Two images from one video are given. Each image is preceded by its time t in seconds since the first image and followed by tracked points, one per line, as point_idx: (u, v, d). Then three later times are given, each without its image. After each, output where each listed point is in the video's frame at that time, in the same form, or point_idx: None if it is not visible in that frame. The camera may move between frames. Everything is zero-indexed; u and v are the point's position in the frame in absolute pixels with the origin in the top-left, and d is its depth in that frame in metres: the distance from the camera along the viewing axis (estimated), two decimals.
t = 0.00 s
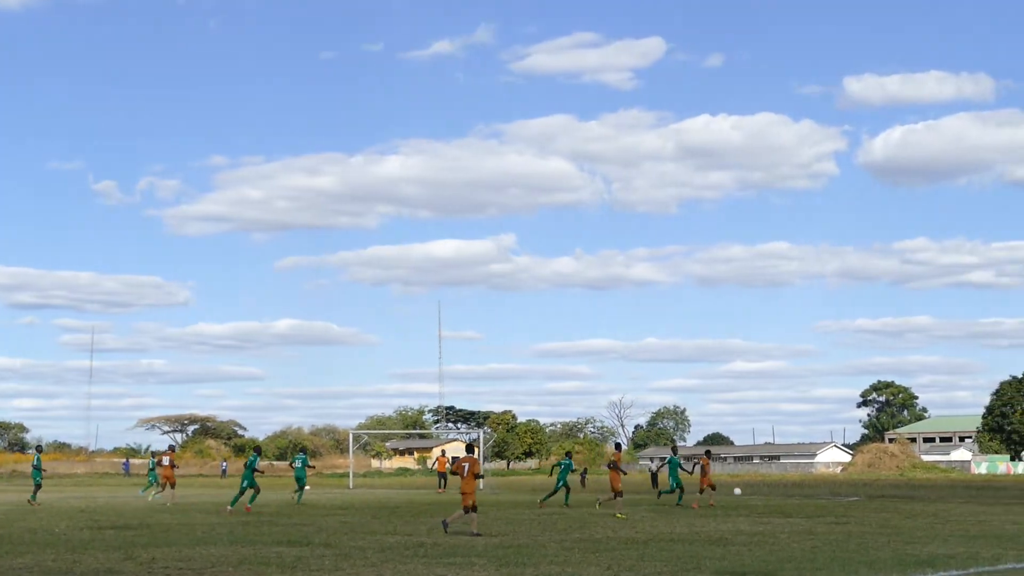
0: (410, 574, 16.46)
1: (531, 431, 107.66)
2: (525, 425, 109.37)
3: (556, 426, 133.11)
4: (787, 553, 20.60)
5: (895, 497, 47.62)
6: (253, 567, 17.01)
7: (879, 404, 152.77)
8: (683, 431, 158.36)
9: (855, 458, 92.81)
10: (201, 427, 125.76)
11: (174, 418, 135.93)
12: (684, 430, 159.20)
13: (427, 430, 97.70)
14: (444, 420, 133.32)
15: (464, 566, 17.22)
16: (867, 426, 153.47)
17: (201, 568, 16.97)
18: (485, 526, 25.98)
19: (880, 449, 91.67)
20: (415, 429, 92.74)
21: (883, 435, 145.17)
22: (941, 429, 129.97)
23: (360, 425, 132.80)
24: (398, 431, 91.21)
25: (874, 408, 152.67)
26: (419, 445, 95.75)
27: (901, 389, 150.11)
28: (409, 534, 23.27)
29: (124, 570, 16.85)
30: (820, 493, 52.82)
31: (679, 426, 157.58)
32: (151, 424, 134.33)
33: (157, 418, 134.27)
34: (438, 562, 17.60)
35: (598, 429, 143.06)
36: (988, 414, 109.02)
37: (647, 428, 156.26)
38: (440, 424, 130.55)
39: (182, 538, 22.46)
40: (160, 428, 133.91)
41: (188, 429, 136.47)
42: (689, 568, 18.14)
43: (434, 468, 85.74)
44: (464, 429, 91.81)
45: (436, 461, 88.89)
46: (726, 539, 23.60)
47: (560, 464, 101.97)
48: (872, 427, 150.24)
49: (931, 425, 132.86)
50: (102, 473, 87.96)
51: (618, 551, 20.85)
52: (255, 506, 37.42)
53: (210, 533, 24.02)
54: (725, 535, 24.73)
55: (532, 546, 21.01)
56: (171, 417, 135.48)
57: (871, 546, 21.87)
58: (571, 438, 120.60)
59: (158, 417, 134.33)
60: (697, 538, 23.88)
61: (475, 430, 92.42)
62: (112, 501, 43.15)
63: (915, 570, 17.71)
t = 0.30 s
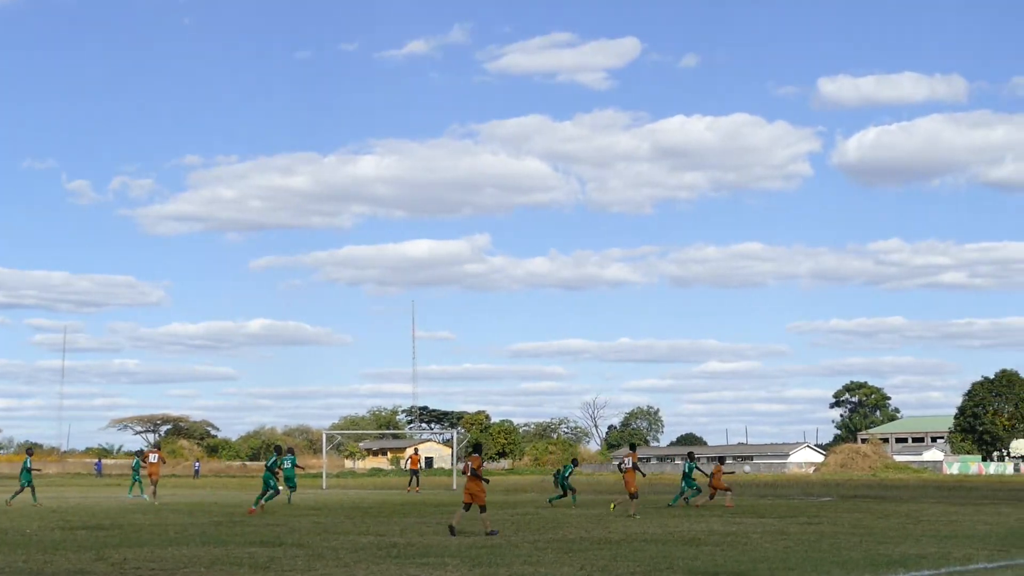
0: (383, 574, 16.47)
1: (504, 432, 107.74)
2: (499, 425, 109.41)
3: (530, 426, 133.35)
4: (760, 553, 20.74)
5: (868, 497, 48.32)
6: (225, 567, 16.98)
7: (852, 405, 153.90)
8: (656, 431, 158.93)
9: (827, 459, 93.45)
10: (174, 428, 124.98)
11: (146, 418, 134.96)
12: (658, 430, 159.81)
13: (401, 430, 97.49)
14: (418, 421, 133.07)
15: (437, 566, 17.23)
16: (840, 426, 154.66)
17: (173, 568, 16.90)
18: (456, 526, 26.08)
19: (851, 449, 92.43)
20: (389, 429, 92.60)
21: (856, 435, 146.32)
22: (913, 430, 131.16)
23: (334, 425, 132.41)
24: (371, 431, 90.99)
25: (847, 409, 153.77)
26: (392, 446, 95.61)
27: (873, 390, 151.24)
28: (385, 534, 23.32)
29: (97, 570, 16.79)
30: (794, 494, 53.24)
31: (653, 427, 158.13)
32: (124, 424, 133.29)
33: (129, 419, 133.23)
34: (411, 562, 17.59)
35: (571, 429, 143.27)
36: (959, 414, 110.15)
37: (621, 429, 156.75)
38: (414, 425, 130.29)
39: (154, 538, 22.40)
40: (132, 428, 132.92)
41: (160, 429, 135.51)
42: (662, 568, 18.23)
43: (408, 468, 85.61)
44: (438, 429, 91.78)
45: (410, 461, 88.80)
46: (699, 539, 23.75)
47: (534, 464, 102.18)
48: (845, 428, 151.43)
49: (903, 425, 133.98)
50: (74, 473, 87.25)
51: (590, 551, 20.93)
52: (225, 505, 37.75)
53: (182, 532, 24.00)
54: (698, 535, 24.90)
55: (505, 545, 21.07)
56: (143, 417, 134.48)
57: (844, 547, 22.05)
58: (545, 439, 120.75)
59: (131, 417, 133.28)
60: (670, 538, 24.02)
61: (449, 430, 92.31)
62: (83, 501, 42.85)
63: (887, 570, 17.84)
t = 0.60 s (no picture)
0: (342, 574, 16.42)
1: (463, 431, 107.74)
2: (457, 425, 109.35)
3: (488, 426, 133.50)
4: (717, 553, 20.92)
5: (825, 497, 48.93)
6: (182, 567, 16.88)
7: (809, 405, 155.49)
8: (614, 431, 159.62)
9: (784, 459, 94.29)
10: (130, 427, 123.60)
11: (102, 418, 133.31)
12: (616, 430, 160.48)
13: (359, 429, 97.11)
14: (376, 420, 132.68)
15: (395, 566, 17.23)
16: (797, 426, 156.17)
17: (130, 569, 16.73)
18: (415, 526, 26.10)
19: (808, 449, 93.47)
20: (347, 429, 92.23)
21: (813, 435, 147.85)
22: (869, 430, 132.77)
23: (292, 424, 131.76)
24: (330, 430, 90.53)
25: (804, 409, 155.34)
26: (350, 446, 95.17)
27: (830, 390, 152.89)
28: (344, 534, 23.28)
29: (53, 571, 16.63)
30: (750, 493, 53.73)
31: (611, 427, 158.81)
32: (79, 424, 131.57)
33: (84, 418, 131.53)
34: (370, 563, 17.57)
35: (530, 430, 143.52)
36: (915, 415, 111.63)
37: (579, 429, 157.24)
38: (372, 425, 129.80)
39: (110, 539, 22.19)
40: (86, 428, 131.23)
41: (116, 429, 133.94)
42: (620, 568, 18.33)
43: (366, 469, 85.30)
44: (396, 429, 91.59)
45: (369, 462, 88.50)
46: (657, 539, 23.93)
47: (492, 464, 102.22)
48: (802, 428, 152.92)
49: (859, 426, 135.60)
50: (27, 473, 86.05)
51: (549, 551, 21.02)
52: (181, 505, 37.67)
53: (138, 532, 23.75)
54: (657, 535, 25.09)
55: (463, 546, 21.10)
56: (99, 417, 132.84)
57: (801, 546, 22.25)
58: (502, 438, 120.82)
59: (86, 417, 131.59)
60: (629, 538, 24.17)
61: (407, 431, 92.08)
62: (37, 501, 42.30)
63: (843, 570, 18.03)
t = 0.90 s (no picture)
0: (321, 573, 16.42)
1: (443, 431, 107.48)
2: (437, 424, 109.09)
3: (468, 425, 133.53)
4: (697, 552, 20.91)
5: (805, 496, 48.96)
6: (161, 567, 16.74)
7: (789, 404, 156.19)
8: (595, 431, 159.92)
9: (763, 458, 94.61)
10: (109, 426, 122.87)
11: (82, 417, 132.48)
12: (596, 429, 160.67)
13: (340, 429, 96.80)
14: (356, 419, 132.39)
15: (375, 565, 17.22)
16: (777, 425, 156.75)
17: (108, 568, 16.67)
18: (395, 526, 25.92)
19: (788, 448, 93.86)
20: (327, 429, 91.84)
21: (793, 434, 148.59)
22: (850, 430, 133.44)
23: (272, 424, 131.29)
24: (310, 429, 90.18)
25: (784, 408, 156.05)
26: (331, 445, 94.84)
27: (810, 389, 153.65)
28: (324, 534, 23.16)
29: (32, 569, 16.57)
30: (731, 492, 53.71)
31: (591, 426, 159.13)
32: (58, 423, 130.72)
33: (64, 417, 130.68)
34: (349, 562, 17.55)
35: (510, 429, 143.61)
36: (895, 415, 112.25)
37: (559, 428, 157.39)
38: (352, 425, 129.48)
39: (89, 538, 22.02)
40: (66, 427, 130.38)
41: (96, 428, 133.14)
42: (599, 568, 18.30)
43: (347, 468, 85.00)
44: (377, 428, 91.34)
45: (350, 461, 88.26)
46: (636, 539, 23.89)
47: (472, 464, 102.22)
48: (783, 428, 153.52)
49: (839, 425, 136.31)
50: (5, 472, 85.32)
51: (529, 551, 20.99)
52: (159, 504, 36.96)
53: (117, 532, 23.55)
54: (637, 534, 25.07)
55: (443, 545, 21.05)
56: (79, 416, 131.96)
57: (780, 546, 22.28)
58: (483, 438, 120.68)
59: (65, 416, 130.75)
60: (609, 538, 24.15)
61: (387, 430, 91.68)
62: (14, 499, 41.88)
63: (823, 570, 18.04)
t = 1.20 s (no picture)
0: (303, 573, 16.33)
1: (427, 430, 107.38)
2: (422, 423, 108.88)
3: (453, 424, 133.43)
4: (681, 552, 20.90)
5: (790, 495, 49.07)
6: (146, 567, 16.61)
7: (773, 403, 156.69)
8: (579, 430, 160.09)
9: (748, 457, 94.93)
10: (93, 426, 122.27)
11: (65, 416, 131.83)
12: (581, 428, 160.78)
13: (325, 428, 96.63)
14: (340, 419, 132.11)
15: (359, 565, 17.14)
16: (761, 425, 157.20)
17: (91, 568, 16.56)
18: (379, 526, 25.76)
19: (772, 447, 94.15)
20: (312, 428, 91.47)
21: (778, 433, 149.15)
22: (834, 429, 133.98)
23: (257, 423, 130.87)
24: (295, 428, 89.83)
25: (768, 407, 156.54)
26: (315, 445, 94.56)
27: (795, 388, 154.21)
28: (308, 533, 23.00)
29: (13, 569, 16.46)
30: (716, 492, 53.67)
31: (576, 425, 159.32)
32: (41, 423, 130.00)
33: (47, 417, 129.98)
34: (333, 561, 17.48)
35: (494, 428, 143.57)
36: (879, 413, 112.77)
37: (544, 427, 157.50)
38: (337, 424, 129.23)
39: (71, 538, 21.83)
40: (50, 426, 129.71)
41: (79, 427, 132.48)
42: (583, 567, 18.27)
43: (331, 467, 84.78)
44: (361, 427, 91.10)
45: (334, 461, 88.02)
46: (621, 538, 23.85)
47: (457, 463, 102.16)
48: (767, 427, 154.00)
49: (824, 425, 136.82)
50: None
51: (513, 550, 20.94)
52: (143, 504, 36.50)
53: (99, 532, 23.29)
54: (622, 533, 25.06)
55: (428, 545, 20.97)
56: (62, 415, 131.29)
57: (764, 545, 22.29)
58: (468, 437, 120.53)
59: (49, 415, 130.04)
60: (594, 537, 24.15)
61: (372, 429, 91.49)
62: None
63: (808, 569, 18.06)
